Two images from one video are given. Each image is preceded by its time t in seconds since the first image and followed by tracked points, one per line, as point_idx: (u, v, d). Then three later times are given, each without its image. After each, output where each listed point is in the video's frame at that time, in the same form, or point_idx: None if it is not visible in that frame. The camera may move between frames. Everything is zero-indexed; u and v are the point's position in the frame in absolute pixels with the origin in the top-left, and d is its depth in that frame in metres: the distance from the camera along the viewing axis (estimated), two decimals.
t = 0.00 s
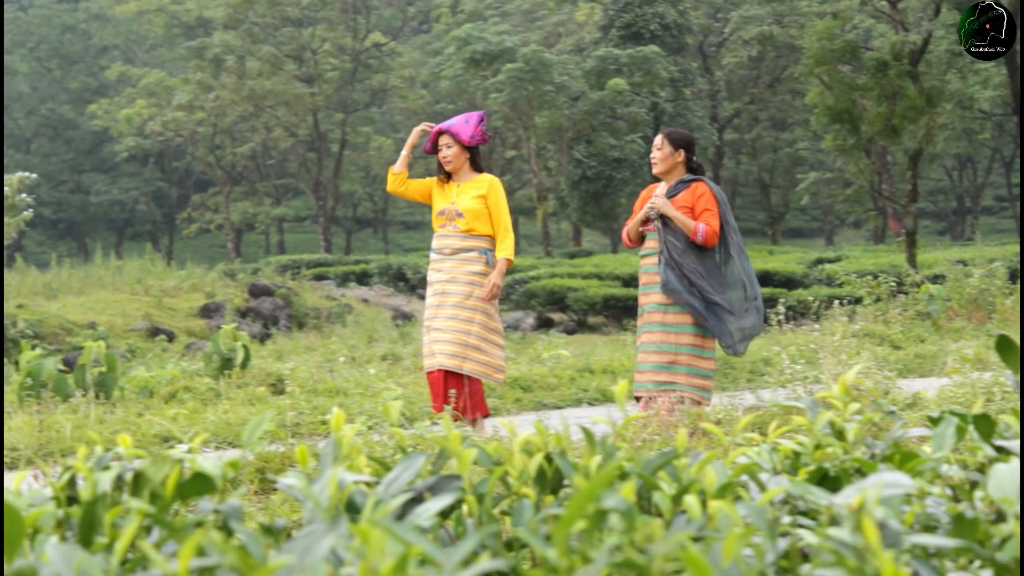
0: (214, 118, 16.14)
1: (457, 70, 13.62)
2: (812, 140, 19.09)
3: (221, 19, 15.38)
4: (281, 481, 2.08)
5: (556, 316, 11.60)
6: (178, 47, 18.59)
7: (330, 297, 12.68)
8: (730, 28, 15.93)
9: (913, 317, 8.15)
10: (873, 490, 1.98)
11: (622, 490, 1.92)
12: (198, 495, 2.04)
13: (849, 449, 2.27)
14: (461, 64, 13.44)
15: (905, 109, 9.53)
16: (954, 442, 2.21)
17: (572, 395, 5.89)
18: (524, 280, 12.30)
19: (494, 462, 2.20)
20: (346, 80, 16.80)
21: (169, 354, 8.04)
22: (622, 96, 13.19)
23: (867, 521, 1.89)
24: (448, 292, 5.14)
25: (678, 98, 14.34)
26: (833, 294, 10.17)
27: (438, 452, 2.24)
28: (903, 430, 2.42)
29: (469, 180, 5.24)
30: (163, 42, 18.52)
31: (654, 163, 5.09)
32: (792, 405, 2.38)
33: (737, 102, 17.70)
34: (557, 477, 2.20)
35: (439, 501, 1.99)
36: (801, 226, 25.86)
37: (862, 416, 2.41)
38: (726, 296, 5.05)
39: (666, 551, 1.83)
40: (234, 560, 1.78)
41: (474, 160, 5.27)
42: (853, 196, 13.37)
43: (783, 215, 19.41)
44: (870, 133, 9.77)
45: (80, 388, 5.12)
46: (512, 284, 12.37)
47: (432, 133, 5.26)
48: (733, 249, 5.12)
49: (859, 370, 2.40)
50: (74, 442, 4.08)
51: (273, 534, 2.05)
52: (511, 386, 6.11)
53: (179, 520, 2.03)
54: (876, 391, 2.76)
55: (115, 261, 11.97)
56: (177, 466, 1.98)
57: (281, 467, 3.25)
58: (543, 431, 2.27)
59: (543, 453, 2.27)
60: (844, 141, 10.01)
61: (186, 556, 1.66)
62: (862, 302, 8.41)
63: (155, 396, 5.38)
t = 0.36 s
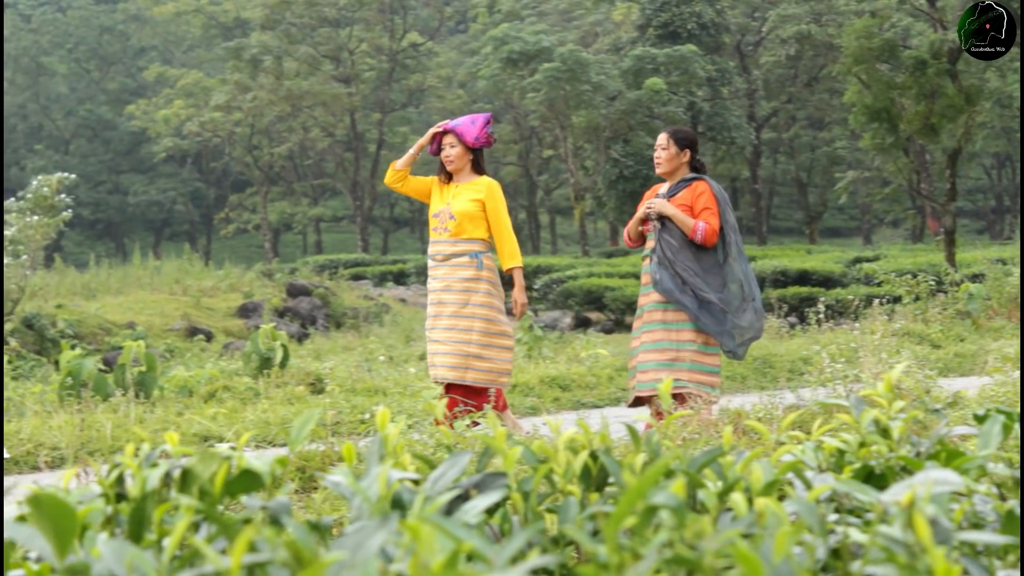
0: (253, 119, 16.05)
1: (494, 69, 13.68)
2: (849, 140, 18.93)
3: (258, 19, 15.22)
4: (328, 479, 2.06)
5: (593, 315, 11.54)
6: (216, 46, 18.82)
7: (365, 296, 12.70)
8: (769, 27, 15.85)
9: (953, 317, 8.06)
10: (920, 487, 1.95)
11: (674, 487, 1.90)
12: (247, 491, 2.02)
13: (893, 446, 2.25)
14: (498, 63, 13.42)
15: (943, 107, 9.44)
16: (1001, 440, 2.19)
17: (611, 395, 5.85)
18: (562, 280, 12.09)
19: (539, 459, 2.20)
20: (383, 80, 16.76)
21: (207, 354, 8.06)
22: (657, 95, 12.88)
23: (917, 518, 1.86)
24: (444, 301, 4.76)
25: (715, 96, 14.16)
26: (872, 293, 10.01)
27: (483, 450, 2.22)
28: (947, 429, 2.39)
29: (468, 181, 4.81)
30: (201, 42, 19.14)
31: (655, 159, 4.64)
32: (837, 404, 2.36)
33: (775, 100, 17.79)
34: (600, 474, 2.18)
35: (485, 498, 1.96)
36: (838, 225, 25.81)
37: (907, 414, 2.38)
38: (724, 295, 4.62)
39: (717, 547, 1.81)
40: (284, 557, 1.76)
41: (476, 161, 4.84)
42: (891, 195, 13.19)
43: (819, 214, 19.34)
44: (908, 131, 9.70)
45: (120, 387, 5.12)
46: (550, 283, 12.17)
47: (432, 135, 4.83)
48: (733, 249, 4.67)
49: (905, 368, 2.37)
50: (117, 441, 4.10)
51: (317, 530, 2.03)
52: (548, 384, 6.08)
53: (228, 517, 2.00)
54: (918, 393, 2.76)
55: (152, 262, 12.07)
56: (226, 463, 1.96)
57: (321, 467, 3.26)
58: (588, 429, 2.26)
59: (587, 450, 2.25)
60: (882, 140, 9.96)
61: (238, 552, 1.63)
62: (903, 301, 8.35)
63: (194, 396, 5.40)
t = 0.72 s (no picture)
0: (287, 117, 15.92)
1: (528, 69, 13.71)
2: (883, 140, 18.82)
3: (293, 19, 15.27)
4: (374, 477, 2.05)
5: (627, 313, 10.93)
6: (250, 45, 18.60)
7: (397, 296, 12.74)
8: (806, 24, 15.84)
9: (990, 318, 8.10)
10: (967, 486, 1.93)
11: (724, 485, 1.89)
12: (291, 487, 2.01)
13: (937, 445, 2.24)
14: (532, 62, 13.54)
15: (979, 106, 9.53)
16: None
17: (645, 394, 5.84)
18: (597, 279, 12.11)
19: (582, 458, 2.18)
20: (417, 80, 16.70)
21: (243, 353, 8.08)
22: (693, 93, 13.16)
23: (967, 515, 1.84)
24: (442, 297, 4.76)
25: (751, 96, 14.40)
26: (907, 292, 10.06)
27: (526, 450, 2.21)
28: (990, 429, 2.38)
29: (469, 176, 4.80)
30: (235, 42, 19.14)
31: (649, 160, 4.58)
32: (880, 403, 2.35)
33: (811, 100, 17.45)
34: (642, 473, 2.17)
35: (532, 496, 1.96)
36: (872, 225, 25.68)
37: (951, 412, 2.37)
38: (727, 297, 4.57)
39: (768, 546, 1.79)
40: (335, 553, 1.74)
41: (478, 156, 4.82)
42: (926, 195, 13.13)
43: (856, 212, 19.20)
44: (943, 131, 9.84)
45: (156, 385, 5.15)
46: (586, 282, 12.16)
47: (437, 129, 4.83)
48: (733, 248, 4.63)
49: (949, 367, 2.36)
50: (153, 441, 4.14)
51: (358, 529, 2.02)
52: (584, 383, 6.09)
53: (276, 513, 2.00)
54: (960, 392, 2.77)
55: (187, 261, 12.17)
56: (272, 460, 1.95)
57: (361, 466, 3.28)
58: (630, 428, 2.24)
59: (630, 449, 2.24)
60: (918, 140, 10.06)
61: (291, 547, 1.62)
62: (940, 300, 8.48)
63: (230, 395, 5.41)
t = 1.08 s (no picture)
0: (308, 127, 15.94)
1: (549, 78, 13.77)
2: (905, 149, 18.82)
3: (314, 29, 15.70)
4: (407, 486, 2.03)
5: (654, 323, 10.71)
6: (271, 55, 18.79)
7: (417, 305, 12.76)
8: (827, 34, 15.94)
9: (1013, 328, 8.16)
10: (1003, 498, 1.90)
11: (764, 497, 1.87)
12: (327, 496, 2.00)
13: (969, 457, 2.23)
14: (554, 73, 13.58)
15: (1001, 117, 9.70)
16: None
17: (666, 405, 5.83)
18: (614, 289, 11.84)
19: (614, 469, 2.18)
20: (439, 89, 16.46)
21: (264, 363, 8.12)
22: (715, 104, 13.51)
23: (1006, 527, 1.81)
24: (416, 315, 4.74)
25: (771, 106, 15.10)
26: (930, 304, 10.08)
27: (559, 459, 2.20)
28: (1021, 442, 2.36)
29: (443, 193, 4.83)
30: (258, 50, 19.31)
31: (623, 165, 4.53)
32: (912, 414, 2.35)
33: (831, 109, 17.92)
34: (675, 483, 2.16)
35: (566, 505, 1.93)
36: (893, 237, 25.58)
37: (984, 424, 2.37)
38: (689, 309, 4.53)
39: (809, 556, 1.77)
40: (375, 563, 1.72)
41: (450, 173, 4.86)
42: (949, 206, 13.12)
43: (876, 222, 19.20)
44: (965, 142, 9.94)
45: (178, 395, 5.17)
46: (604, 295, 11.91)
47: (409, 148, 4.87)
48: (699, 263, 4.60)
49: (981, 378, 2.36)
50: (174, 451, 4.15)
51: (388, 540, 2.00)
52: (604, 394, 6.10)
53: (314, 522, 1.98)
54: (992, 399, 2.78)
55: (209, 270, 12.23)
56: (308, 470, 1.95)
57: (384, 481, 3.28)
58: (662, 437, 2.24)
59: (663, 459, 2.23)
60: (939, 150, 10.24)
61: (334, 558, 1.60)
62: (962, 313, 8.56)
63: (252, 404, 5.46)
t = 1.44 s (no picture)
0: (329, 144, 15.89)
1: (571, 93, 13.77)
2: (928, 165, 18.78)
3: (337, 45, 15.64)
4: (445, 501, 2.01)
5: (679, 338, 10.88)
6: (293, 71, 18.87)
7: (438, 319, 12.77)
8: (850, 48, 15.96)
9: None
10: None
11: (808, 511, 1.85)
12: (368, 511, 1.98)
13: (1004, 471, 2.22)
14: (576, 88, 13.58)
15: None
16: None
17: (692, 419, 5.79)
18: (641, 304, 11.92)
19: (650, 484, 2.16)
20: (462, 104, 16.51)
21: (288, 377, 8.12)
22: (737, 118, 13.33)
23: None
24: (393, 323, 4.37)
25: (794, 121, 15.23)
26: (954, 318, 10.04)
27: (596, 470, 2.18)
28: None
29: (422, 202, 4.48)
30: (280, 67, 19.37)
31: (607, 185, 4.36)
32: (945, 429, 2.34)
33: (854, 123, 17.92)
34: (711, 496, 2.14)
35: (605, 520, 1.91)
36: (914, 251, 25.47)
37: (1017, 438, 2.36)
38: (675, 327, 4.32)
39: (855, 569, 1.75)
40: None
41: (428, 182, 4.51)
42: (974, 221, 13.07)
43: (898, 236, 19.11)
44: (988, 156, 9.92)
45: (204, 410, 5.18)
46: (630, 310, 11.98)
47: (384, 156, 4.52)
48: (688, 279, 4.37)
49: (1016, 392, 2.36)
50: (200, 466, 4.15)
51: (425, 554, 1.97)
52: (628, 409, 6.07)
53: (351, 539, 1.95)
54: None
55: (232, 286, 12.23)
56: (348, 484, 1.94)
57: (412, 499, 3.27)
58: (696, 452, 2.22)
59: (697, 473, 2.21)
60: (962, 165, 10.19)
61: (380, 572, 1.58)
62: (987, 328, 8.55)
63: (277, 419, 5.48)
